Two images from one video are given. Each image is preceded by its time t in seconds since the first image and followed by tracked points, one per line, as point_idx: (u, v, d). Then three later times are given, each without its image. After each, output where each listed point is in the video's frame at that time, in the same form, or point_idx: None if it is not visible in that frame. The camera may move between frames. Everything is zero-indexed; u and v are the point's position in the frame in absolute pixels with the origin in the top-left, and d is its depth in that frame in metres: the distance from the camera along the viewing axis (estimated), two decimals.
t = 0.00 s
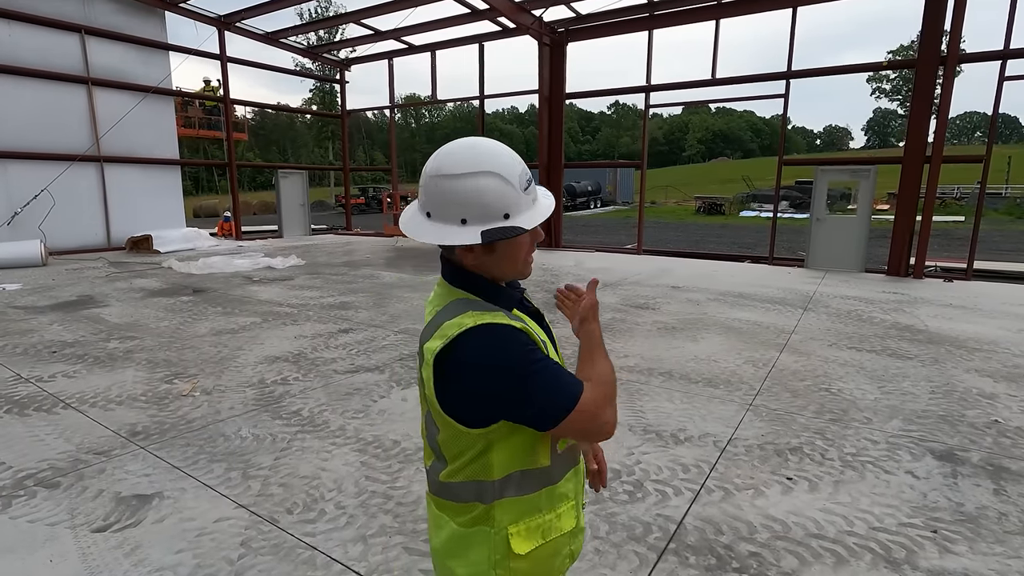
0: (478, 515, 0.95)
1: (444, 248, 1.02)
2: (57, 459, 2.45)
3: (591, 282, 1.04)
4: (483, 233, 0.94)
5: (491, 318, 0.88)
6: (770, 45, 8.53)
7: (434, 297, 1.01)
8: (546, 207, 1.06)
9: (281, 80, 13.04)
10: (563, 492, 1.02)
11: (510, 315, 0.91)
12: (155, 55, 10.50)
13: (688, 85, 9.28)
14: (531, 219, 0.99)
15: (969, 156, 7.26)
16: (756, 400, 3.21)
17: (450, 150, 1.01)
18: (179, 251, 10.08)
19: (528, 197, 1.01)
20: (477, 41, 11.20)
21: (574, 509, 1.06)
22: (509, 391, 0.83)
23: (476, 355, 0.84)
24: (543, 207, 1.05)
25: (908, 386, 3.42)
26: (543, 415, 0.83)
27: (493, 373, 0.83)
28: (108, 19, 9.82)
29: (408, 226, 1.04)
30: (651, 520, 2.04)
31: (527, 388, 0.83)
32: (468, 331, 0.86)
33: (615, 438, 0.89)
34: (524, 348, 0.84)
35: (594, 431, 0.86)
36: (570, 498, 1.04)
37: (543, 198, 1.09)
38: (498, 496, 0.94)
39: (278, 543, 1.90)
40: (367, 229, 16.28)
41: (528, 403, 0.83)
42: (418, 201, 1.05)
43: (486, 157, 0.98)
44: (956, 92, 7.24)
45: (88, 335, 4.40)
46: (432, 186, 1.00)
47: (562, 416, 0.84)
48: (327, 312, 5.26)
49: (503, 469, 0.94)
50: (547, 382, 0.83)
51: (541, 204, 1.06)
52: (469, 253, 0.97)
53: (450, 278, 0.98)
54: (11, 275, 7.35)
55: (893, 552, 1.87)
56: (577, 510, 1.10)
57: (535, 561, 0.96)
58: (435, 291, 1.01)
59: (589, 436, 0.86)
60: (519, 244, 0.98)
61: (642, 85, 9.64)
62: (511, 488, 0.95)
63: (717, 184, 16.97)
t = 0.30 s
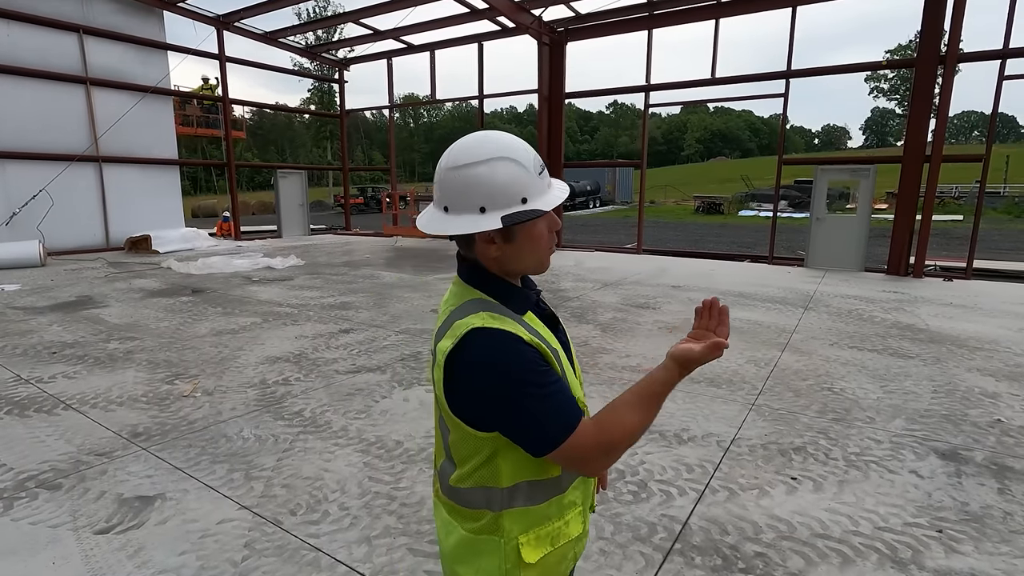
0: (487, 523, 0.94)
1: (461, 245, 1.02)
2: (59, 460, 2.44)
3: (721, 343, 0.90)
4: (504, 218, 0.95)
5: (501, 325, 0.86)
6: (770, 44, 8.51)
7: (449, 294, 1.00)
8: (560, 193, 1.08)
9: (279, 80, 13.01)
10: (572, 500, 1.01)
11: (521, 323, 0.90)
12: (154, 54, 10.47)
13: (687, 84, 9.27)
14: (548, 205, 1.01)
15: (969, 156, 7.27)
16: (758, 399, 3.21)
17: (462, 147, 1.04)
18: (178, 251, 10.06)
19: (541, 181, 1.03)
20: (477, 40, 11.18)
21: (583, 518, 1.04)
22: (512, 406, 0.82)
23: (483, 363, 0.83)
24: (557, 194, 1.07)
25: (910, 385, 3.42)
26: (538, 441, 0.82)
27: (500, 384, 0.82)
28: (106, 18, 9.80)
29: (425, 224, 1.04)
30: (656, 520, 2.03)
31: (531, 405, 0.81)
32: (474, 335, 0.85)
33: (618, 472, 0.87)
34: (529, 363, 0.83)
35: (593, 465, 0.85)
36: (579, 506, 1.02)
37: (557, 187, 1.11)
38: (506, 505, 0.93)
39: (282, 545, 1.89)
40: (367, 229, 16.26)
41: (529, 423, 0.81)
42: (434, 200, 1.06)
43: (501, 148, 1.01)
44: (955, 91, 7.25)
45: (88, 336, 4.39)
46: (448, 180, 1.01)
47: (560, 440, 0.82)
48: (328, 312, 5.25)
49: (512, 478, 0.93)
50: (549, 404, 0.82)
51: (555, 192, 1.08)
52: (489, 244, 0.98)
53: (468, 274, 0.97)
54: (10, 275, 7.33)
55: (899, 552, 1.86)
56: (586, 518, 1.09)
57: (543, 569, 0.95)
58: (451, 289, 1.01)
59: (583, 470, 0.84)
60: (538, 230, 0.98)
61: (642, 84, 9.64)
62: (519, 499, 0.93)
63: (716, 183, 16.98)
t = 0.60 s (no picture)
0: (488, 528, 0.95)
1: (465, 244, 1.01)
2: (59, 461, 2.43)
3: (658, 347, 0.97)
4: (512, 213, 0.95)
5: (498, 330, 0.86)
6: (769, 44, 8.51)
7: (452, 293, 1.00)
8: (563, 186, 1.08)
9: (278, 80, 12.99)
10: (573, 508, 1.00)
11: (519, 328, 0.89)
12: (152, 54, 10.44)
13: (686, 84, 9.28)
14: (555, 198, 1.01)
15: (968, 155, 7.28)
16: (759, 399, 3.21)
17: (464, 146, 1.03)
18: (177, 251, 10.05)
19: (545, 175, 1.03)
20: (476, 40, 11.17)
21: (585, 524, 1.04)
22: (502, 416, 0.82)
23: (476, 367, 0.83)
24: (560, 187, 1.07)
25: (911, 385, 3.43)
26: (525, 454, 0.82)
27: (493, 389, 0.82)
28: (104, 18, 9.77)
29: (429, 224, 1.04)
30: (658, 520, 2.03)
31: (519, 416, 0.81)
32: (469, 338, 0.85)
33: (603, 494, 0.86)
34: (519, 372, 0.82)
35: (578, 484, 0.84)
36: (581, 514, 1.02)
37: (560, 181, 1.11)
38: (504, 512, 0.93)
39: (284, 545, 1.88)
40: (365, 229, 16.24)
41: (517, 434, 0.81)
42: (438, 200, 1.06)
43: (504, 143, 1.01)
44: (954, 91, 7.26)
45: (87, 336, 4.37)
46: (452, 179, 1.01)
47: (547, 452, 0.82)
48: (328, 312, 5.25)
49: (510, 486, 0.93)
50: (540, 415, 0.81)
51: (557, 185, 1.08)
52: (497, 241, 0.97)
53: (472, 275, 0.97)
54: (8, 275, 7.31)
55: (901, 552, 1.86)
56: (588, 523, 1.08)
57: None
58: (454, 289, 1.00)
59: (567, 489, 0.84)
60: (542, 224, 0.99)
61: (642, 84, 9.63)
62: (519, 509, 0.93)
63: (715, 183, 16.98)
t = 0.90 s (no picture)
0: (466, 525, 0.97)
1: (463, 246, 1.01)
2: (59, 461, 2.43)
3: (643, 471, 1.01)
4: (510, 217, 0.95)
5: (470, 339, 0.85)
6: (769, 45, 8.51)
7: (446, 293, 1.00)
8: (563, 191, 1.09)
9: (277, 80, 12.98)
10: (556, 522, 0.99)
11: (496, 337, 0.87)
12: (152, 54, 10.44)
13: (686, 85, 9.28)
14: (553, 205, 1.01)
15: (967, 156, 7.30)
16: (759, 399, 3.21)
17: (464, 149, 1.04)
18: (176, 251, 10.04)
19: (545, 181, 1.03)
20: (477, 41, 11.17)
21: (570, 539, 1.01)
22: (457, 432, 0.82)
23: (443, 376, 0.84)
24: (560, 194, 1.07)
25: (911, 385, 3.43)
26: (472, 472, 0.82)
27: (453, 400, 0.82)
28: (104, 18, 9.77)
29: (428, 225, 1.04)
30: (660, 520, 2.03)
31: (473, 432, 0.81)
32: (439, 343, 0.85)
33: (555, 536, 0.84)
34: (481, 387, 0.82)
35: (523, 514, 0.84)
36: (566, 529, 1.00)
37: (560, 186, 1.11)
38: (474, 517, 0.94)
39: (285, 545, 1.88)
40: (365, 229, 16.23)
41: (467, 452, 0.82)
42: (437, 201, 1.06)
43: (505, 147, 1.01)
44: (954, 92, 7.27)
45: (87, 336, 4.37)
46: (452, 182, 1.00)
47: (492, 473, 0.82)
48: (328, 313, 5.24)
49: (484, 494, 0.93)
50: (496, 436, 0.81)
51: (557, 192, 1.08)
52: (494, 244, 0.97)
53: (466, 277, 0.96)
54: (9, 275, 7.31)
55: (903, 552, 1.86)
56: (580, 536, 1.05)
57: None
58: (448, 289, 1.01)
59: (511, 517, 0.84)
60: (540, 229, 0.98)
61: (642, 85, 9.63)
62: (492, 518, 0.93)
63: (714, 183, 16.98)
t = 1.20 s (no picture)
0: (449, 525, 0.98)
1: (475, 249, 1.01)
2: (60, 462, 2.43)
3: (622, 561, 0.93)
4: (525, 225, 0.95)
5: (459, 343, 0.85)
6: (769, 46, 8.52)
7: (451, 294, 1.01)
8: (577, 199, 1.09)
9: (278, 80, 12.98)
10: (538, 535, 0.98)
11: (485, 344, 0.87)
12: (153, 54, 10.44)
13: (686, 86, 9.27)
14: (568, 212, 1.01)
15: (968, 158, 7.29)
16: (761, 401, 3.21)
17: (479, 151, 1.04)
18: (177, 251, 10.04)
19: (560, 188, 1.04)
20: (477, 41, 11.17)
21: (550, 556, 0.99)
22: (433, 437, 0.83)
23: (426, 377, 0.84)
24: (573, 202, 1.08)
25: (912, 388, 3.43)
26: (444, 477, 0.83)
27: (431, 404, 0.82)
28: (105, 18, 9.77)
29: (439, 226, 1.04)
30: (661, 522, 2.03)
31: (448, 437, 0.81)
32: (431, 344, 0.87)
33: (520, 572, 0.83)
34: (462, 393, 0.82)
35: (487, 529, 0.84)
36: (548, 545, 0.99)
37: (573, 193, 1.11)
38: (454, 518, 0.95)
39: (287, 547, 1.88)
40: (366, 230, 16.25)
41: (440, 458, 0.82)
42: (450, 202, 1.06)
43: (520, 153, 1.01)
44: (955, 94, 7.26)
45: (88, 336, 4.37)
46: (466, 185, 1.00)
47: (460, 481, 0.82)
48: (329, 313, 5.25)
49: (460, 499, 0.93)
50: (468, 444, 0.81)
51: (570, 199, 1.09)
52: (505, 250, 0.98)
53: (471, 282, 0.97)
54: (9, 275, 7.31)
55: (905, 555, 1.86)
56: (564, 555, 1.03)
57: None
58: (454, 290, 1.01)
59: (474, 529, 0.84)
60: (553, 236, 0.98)
61: (642, 86, 9.62)
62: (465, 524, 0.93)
63: (715, 183, 16.97)
